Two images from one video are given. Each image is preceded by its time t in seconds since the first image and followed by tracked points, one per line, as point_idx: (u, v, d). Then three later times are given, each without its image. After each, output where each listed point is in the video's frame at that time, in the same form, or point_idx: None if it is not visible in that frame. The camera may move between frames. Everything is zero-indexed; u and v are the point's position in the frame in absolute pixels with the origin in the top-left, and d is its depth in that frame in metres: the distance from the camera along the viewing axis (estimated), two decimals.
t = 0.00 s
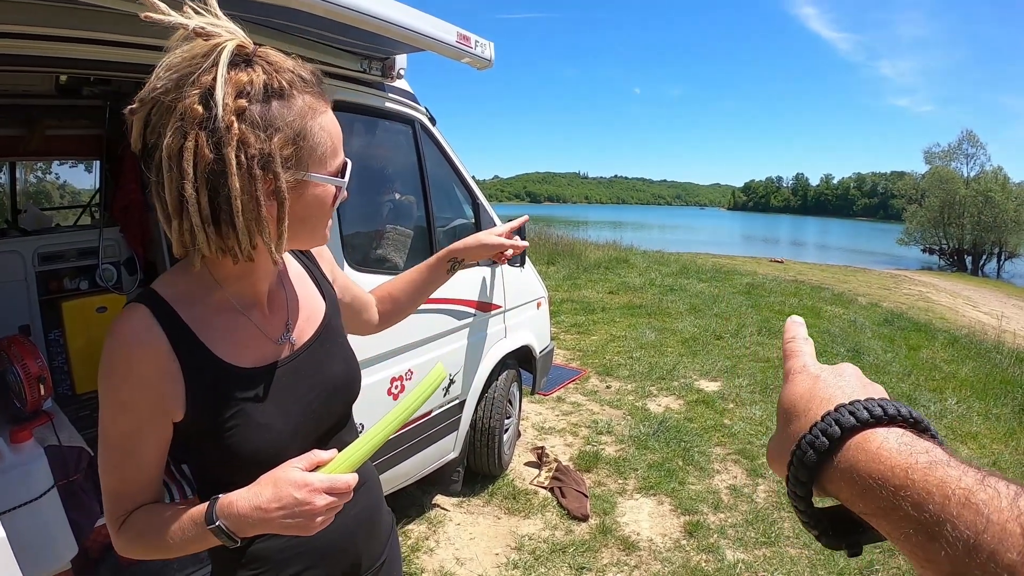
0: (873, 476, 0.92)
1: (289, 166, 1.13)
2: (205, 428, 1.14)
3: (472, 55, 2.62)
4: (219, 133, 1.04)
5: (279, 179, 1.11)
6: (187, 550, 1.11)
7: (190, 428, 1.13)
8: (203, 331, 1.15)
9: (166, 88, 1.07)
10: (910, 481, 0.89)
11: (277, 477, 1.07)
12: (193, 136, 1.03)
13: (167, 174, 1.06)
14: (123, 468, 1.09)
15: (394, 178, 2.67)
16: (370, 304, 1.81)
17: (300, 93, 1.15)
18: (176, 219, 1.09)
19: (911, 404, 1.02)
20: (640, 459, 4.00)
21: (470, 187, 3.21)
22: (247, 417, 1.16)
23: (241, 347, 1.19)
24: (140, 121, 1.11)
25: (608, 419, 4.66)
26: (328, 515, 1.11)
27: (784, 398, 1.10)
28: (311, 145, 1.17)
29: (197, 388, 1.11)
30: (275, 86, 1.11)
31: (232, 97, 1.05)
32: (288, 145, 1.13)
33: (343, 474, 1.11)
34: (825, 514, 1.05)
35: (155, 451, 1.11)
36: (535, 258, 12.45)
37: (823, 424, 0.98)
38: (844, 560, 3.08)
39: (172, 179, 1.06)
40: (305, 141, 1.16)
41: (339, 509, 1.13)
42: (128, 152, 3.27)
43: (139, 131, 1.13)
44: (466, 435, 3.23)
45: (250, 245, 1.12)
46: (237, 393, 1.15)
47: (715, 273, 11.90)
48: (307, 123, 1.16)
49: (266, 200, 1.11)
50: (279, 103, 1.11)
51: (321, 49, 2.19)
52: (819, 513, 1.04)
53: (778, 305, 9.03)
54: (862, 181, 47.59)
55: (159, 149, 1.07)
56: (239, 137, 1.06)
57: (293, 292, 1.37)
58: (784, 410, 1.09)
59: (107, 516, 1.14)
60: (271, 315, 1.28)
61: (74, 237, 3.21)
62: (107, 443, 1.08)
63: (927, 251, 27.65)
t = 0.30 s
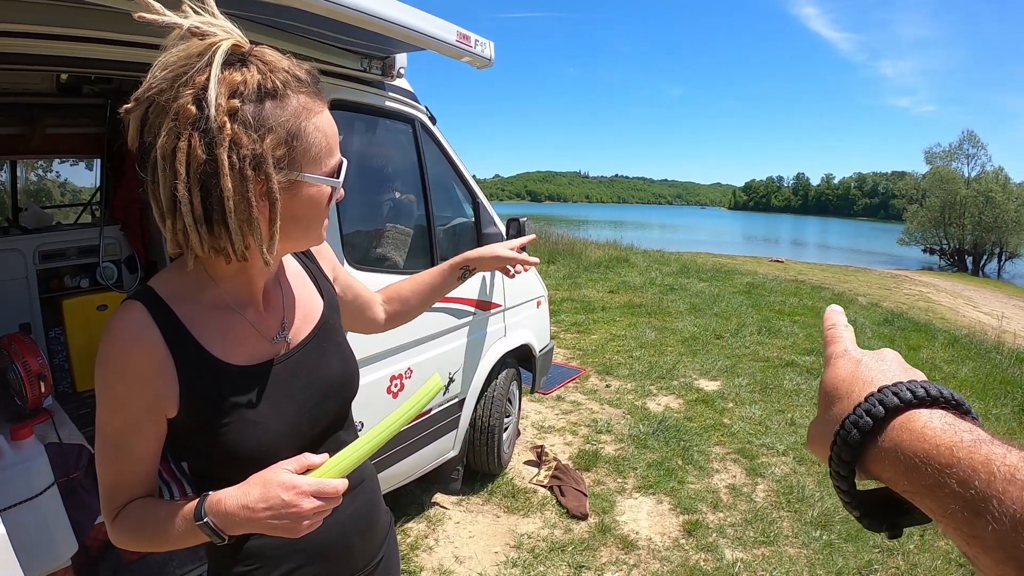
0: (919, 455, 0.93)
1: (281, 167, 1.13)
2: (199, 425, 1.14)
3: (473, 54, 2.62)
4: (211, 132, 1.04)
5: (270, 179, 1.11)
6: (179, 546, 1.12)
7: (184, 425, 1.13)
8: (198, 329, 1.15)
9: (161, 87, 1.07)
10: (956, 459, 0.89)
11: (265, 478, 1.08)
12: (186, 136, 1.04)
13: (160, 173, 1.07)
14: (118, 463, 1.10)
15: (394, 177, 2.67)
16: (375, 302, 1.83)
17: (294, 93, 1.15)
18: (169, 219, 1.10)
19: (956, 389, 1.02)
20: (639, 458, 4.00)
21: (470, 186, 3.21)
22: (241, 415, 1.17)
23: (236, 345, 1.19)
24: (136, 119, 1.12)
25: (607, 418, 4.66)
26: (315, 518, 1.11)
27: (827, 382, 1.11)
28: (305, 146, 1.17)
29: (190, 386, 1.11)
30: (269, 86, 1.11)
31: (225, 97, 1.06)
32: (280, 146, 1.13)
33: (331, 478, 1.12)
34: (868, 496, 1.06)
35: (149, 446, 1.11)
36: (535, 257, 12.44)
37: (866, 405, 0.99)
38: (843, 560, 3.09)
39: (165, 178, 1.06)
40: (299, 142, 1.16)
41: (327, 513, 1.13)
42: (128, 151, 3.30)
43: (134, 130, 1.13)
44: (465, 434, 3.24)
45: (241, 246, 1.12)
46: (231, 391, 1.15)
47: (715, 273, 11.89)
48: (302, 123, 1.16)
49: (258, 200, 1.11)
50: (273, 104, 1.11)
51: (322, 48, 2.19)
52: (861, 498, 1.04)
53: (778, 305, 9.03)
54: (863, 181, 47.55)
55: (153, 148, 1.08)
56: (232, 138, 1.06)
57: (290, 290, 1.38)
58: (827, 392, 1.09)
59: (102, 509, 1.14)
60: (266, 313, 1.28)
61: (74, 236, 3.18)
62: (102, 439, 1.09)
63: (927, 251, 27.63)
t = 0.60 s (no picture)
0: (923, 452, 0.93)
1: (274, 169, 1.13)
2: (197, 426, 1.14)
3: (470, 54, 2.62)
4: (201, 138, 1.05)
5: (263, 182, 1.11)
6: (180, 545, 1.12)
7: (182, 424, 1.14)
8: (194, 329, 1.15)
9: (152, 92, 1.08)
10: (961, 455, 0.88)
11: (268, 478, 1.09)
12: (178, 141, 1.05)
13: (153, 179, 1.07)
14: (117, 463, 1.10)
15: (391, 176, 2.67)
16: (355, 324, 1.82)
17: (286, 94, 1.15)
18: (163, 223, 1.10)
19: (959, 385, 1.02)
20: (637, 457, 4.01)
21: (468, 185, 3.22)
22: (239, 415, 1.17)
23: (233, 345, 1.19)
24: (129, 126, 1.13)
25: (605, 417, 4.67)
26: (314, 521, 1.11)
27: (832, 379, 1.11)
28: (298, 147, 1.17)
29: (188, 386, 1.12)
30: (259, 88, 1.11)
31: (215, 101, 1.06)
32: (273, 148, 1.13)
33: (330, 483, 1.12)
34: (873, 493, 1.06)
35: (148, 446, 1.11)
36: (533, 256, 12.44)
37: (870, 402, 0.98)
38: (839, 558, 3.09)
39: (158, 184, 1.07)
40: (292, 142, 1.16)
41: (324, 517, 1.13)
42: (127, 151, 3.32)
43: (129, 136, 1.15)
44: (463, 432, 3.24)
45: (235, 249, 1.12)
46: (230, 391, 1.16)
47: (713, 272, 11.90)
48: (293, 124, 1.16)
49: (251, 203, 1.12)
50: (263, 106, 1.11)
51: (321, 48, 2.21)
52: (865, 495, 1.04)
53: (776, 304, 9.03)
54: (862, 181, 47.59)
55: (147, 153, 1.09)
56: (223, 142, 1.07)
57: (287, 290, 1.38)
58: (833, 389, 1.09)
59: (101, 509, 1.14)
60: (263, 313, 1.28)
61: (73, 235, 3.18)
62: (101, 439, 1.09)
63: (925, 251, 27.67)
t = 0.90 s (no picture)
0: (902, 472, 0.93)
1: (279, 170, 1.13)
2: (200, 426, 1.14)
3: (469, 54, 2.63)
4: (207, 137, 1.05)
5: (268, 183, 1.11)
6: (181, 545, 1.12)
7: (184, 425, 1.14)
8: (196, 329, 1.15)
9: (158, 89, 1.08)
10: (939, 476, 0.89)
11: (266, 476, 1.08)
12: (183, 140, 1.05)
13: (158, 177, 1.07)
14: (118, 463, 1.10)
15: (391, 176, 2.67)
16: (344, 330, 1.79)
17: (293, 95, 1.15)
18: (168, 222, 1.10)
19: (938, 400, 1.02)
20: (635, 458, 4.01)
21: (467, 185, 3.22)
22: (241, 416, 1.17)
23: (235, 346, 1.19)
24: (134, 121, 1.13)
25: (604, 417, 4.67)
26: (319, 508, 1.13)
27: (812, 397, 1.10)
28: (304, 148, 1.17)
29: (190, 386, 1.12)
30: (266, 89, 1.11)
31: (222, 100, 1.06)
32: (279, 149, 1.13)
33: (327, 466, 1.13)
34: (853, 509, 1.05)
35: (149, 446, 1.11)
36: (532, 257, 12.44)
37: (849, 420, 0.98)
38: (838, 559, 3.10)
39: (163, 183, 1.07)
40: (297, 144, 1.16)
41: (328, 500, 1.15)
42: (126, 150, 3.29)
43: (133, 132, 1.14)
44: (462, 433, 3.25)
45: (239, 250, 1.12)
46: (233, 392, 1.16)
47: (712, 272, 11.91)
48: (299, 125, 1.16)
49: (256, 204, 1.12)
50: (270, 107, 1.11)
51: (321, 48, 2.21)
52: (846, 512, 1.04)
53: (775, 304, 9.04)
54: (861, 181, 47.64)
55: (152, 151, 1.09)
56: (229, 141, 1.07)
57: (289, 291, 1.38)
58: (813, 406, 1.08)
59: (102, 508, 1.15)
60: (265, 314, 1.28)
61: (72, 235, 3.18)
62: (101, 438, 1.09)
63: (924, 252, 27.70)
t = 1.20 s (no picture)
0: (895, 483, 0.92)
1: (288, 170, 1.13)
2: (200, 427, 1.14)
3: (469, 54, 2.62)
4: (216, 135, 1.04)
5: (278, 182, 1.10)
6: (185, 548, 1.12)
7: (183, 426, 1.13)
8: (196, 330, 1.14)
9: (164, 86, 1.07)
10: (933, 489, 0.88)
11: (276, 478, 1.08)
12: (191, 138, 1.03)
13: (163, 176, 1.05)
14: (113, 467, 1.08)
15: (389, 176, 2.66)
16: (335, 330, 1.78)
17: (300, 94, 1.15)
18: (173, 221, 1.09)
19: (928, 405, 1.01)
20: (634, 458, 4.01)
21: (466, 185, 3.22)
22: (241, 417, 1.17)
23: (235, 346, 1.19)
24: (136, 118, 1.11)
25: (603, 418, 4.66)
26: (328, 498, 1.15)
27: (801, 406, 1.09)
28: (311, 147, 1.17)
29: (190, 387, 1.11)
30: (275, 87, 1.11)
31: (231, 98, 1.05)
32: (287, 148, 1.13)
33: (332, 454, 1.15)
34: (846, 519, 1.04)
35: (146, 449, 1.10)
36: (531, 257, 12.43)
37: (840, 431, 0.97)
38: (836, 560, 3.09)
39: (169, 182, 1.06)
40: (305, 143, 1.16)
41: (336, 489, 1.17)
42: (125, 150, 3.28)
43: (133, 129, 1.12)
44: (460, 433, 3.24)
45: (247, 250, 1.11)
46: (234, 392, 1.16)
47: (711, 273, 11.91)
48: (307, 124, 1.16)
49: (265, 203, 1.11)
50: (279, 105, 1.11)
51: (326, 49, 2.22)
52: (839, 522, 1.03)
53: (773, 305, 9.04)
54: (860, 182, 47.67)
55: (156, 149, 1.07)
56: (238, 140, 1.06)
57: (287, 291, 1.37)
58: (802, 415, 1.07)
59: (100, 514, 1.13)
60: (264, 313, 1.27)
61: (70, 234, 3.17)
62: (98, 443, 1.07)
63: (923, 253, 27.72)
